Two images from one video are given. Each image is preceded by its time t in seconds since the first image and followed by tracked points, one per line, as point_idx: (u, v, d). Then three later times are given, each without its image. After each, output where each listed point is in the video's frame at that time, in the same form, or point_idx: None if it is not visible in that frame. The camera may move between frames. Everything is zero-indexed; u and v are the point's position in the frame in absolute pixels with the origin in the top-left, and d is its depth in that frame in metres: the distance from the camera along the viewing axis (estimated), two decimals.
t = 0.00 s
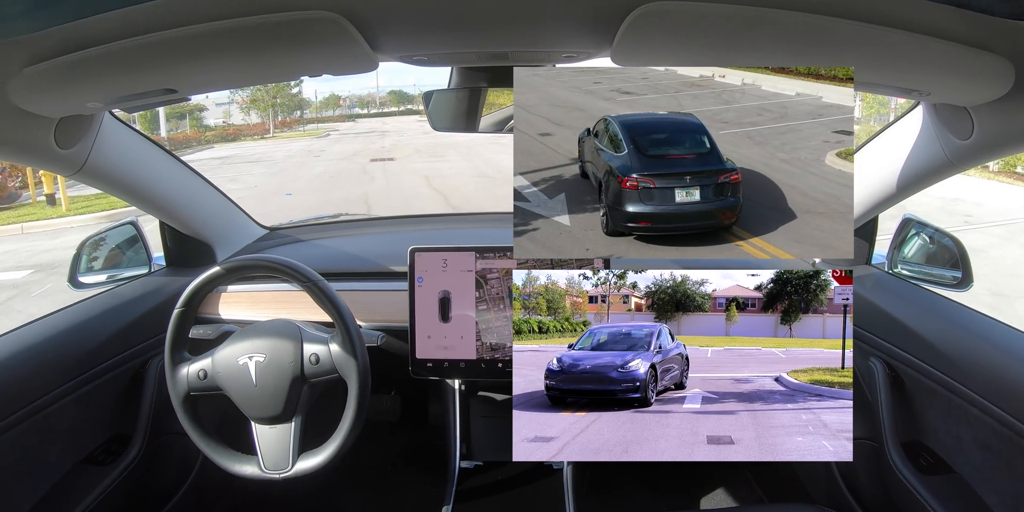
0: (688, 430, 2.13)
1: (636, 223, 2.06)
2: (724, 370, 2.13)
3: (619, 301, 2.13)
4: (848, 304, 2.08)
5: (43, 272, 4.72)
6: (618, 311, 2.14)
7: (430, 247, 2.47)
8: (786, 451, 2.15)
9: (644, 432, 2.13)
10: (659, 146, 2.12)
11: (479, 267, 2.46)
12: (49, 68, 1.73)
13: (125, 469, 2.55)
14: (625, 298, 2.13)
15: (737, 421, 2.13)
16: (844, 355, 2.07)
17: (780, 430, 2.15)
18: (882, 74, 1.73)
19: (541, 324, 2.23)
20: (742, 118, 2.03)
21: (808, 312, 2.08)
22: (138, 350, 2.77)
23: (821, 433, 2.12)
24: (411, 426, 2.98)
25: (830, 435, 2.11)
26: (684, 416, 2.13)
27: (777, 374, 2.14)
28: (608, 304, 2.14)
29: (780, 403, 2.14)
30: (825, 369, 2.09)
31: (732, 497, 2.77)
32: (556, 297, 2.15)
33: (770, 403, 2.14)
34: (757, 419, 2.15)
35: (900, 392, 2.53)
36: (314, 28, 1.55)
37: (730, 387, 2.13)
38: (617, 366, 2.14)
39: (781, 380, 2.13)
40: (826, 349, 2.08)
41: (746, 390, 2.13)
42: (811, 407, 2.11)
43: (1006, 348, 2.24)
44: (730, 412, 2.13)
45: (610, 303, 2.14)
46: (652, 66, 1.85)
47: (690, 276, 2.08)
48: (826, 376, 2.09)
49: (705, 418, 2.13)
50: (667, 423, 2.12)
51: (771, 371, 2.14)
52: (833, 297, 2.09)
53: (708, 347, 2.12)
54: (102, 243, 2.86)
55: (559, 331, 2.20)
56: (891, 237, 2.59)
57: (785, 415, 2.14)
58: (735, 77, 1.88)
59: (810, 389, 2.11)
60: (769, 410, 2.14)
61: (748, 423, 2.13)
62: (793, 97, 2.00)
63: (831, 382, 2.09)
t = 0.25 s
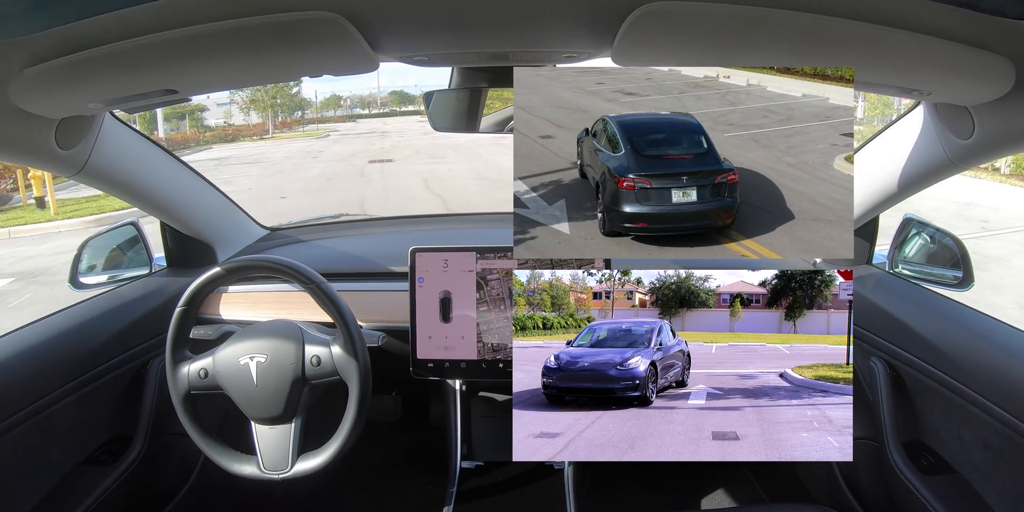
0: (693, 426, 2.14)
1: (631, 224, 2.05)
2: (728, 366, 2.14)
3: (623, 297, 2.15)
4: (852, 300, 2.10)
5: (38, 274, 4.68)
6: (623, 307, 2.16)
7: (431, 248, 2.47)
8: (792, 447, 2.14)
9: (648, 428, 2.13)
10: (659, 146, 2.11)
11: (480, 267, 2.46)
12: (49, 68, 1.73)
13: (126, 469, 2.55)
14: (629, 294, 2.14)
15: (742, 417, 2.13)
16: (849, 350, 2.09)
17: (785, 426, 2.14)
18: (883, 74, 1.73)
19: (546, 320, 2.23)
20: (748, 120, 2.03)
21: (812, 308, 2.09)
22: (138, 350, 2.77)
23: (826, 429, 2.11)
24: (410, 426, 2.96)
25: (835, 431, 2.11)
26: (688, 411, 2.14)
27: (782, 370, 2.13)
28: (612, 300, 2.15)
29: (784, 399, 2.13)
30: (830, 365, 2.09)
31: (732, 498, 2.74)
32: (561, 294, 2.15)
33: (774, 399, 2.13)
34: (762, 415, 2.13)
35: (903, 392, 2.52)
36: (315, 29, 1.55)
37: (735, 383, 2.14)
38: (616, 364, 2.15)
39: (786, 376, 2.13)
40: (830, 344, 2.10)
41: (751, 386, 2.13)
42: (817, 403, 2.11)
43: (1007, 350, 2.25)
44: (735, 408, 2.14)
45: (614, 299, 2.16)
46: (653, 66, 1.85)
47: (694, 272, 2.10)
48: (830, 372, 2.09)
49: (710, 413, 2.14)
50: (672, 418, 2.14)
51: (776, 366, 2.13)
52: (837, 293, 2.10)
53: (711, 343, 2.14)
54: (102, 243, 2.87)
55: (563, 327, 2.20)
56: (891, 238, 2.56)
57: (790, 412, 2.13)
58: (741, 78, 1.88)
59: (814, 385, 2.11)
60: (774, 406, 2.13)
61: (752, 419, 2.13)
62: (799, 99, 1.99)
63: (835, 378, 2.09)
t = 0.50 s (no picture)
0: (699, 421, 2.15)
1: (631, 223, 2.04)
2: (733, 362, 2.16)
3: (628, 293, 2.14)
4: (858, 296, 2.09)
5: (40, 274, 4.69)
6: (628, 303, 2.15)
7: (431, 248, 2.47)
8: (798, 443, 2.12)
9: (654, 423, 2.15)
10: (659, 146, 2.12)
11: (480, 267, 2.45)
12: (49, 68, 1.73)
13: (127, 469, 2.55)
14: (634, 290, 2.14)
15: (747, 413, 2.15)
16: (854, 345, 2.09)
17: (791, 421, 2.13)
18: (883, 74, 1.73)
19: (551, 317, 2.21)
20: (755, 122, 2.01)
21: (816, 303, 2.10)
22: (139, 350, 2.78)
23: (832, 424, 2.10)
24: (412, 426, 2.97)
25: (842, 427, 2.09)
26: (694, 407, 2.15)
27: (787, 365, 2.13)
28: (617, 296, 2.14)
29: (790, 394, 2.13)
30: (835, 361, 2.09)
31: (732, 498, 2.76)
32: (566, 290, 2.15)
33: (780, 395, 2.14)
34: (768, 411, 2.14)
35: (903, 392, 2.53)
36: (315, 29, 1.55)
37: (740, 378, 2.15)
38: (615, 361, 2.18)
39: (791, 371, 2.13)
40: (836, 340, 2.10)
41: (756, 381, 2.15)
42: (822, 398, 2.10)
43: (1007, 348, 2.24)
44: (740, 404, 2.15)
45: (619, 295, 2.14)
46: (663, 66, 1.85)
47: (698, 269, 2.10)
48: (836, 367, 2.09)
49: (715, 409, 2.15)
50: (677, 414, 2.16)
51: (781, 362, 2.14)
52: (842, 289, 2.10)
53: (716, 338, 2.17)
54: (102, 244, 2.87)
55: (568, 323, 2.20)
56: (892, 238, 2.55)
57: (796, 407, 2.12)
58: (748, 80, 1.91)
59: (821, 381, 2.10)
60: (780, 402, 2.14)
61: (758, 414, 2.14)
62: (807, 100, 1.99)
63: (841, 373, 2.09)
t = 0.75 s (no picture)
0: (706, 417, 2.13)
1: (631, 223, 2.06)
2: (741, 357, 2.13)
3: (634, 289, 2.11)
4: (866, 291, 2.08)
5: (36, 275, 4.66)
6: (634, 299, 2.12)
7: (432, 248, 2.48)
8: (807, 438, 2.12)
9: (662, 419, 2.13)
10: (659, 145, 2.11)
11: (480, 267, 2.44)
12: (50, 69, 1.73)
13: (128, 469, 2.55)
14: (640, 286, 2.11)
15: (755, 409, 2.12)
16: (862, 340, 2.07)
17: (799, 417, 2.12)
18: (883, 74, 1.73)
19: (557, 313, 2.18)
20: (762, 123, 2.01)
21: (824, 299, 2.09)
22: (138, 352, 2.77)
23: (840, 420, 2.10)
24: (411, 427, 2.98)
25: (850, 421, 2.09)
26: (701, 403, 2.12)
27: (795, 361, 2.12)
28: (623, 291, 2.12)
29: (798, 390, 2.11)
30: (844, 356, 2.07)
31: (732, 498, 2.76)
32: (572, 285, 2.13)
33: (788, 391, 2.12)
34: (776, 407, 2.12)
35: (904, 392, 2.51)
36: (317, 29, 1.55)
37: (748, 374, 2.12)
38: (616, 359, 2.16)
39: (799, 367, 2.12)
40: (843, 335, 2.08)
41: (764, 377, 2.12)
42: (830, 394, 2.10)
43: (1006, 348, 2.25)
44: (748, 399, 2.12)
45: (625, 291, 2.12)
46: (675, 65, 1.85)
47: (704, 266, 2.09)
48: (845, 363, 2.08)
49: (723, 405, 2.12)
50: (684, 410, 2.13)
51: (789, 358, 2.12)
52: (849, 284, 2.09)
53: (722, 334, 2.15)
54: (102, 244, 2.87)
55: (573, 319, 2.18)
56: (892, 237, 2.51)
57: (804, 403, 2.11)
58: (757, 79, 1.90)
59: (828, 377, 2.10)
60: (787, 398, 2.12)
61: (766, 410, 2.12)
62: (816, 101, 1.97)
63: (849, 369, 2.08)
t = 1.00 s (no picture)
0: (718, 413, 2.14)
1: (631, 223, 2.06)
2: (753, 353, 2.16)
3: (646, 285, 2.17)
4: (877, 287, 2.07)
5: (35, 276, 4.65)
6: (646, 295, 2.18)
7: (432, 248, 2.48)
8: (819, 434, 2.11)
9: (674, 415, 2.16)
10: (660, 145, 2.11)
11: (480, 267, 2.45)
12: (50, 69, 1.73)
13: (128, 469, 2.55)
14: (652, 282, 2.16)
15: (768, 405, 2.11)
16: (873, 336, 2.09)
17: (811, 413, 2.11)
18: (883, 74, 1.73)
19: (569, 310, 2.20)
20: (771, 126, 2.00)
21: (836, 295, 2.11)
22: (139, 352, 2.77)
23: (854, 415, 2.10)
24: (411, 427, 2.98)
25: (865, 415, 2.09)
26: (713, 399, 2.14)
27: (806, 357, 2.13)
28: (635, 288, 2.17)
29: (810, 386, 2.12)
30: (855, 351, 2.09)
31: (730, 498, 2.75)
32: (584, 282, 2.16)
33: (800, 387, 2.12)
34: (788, 403, 2.11)
35: (904, 392, 2.51)
36: (318, 30, 1.55)
37: (760, 370, 2.14)
38: (621, 356, 2.19)
39: (810, 363, 2.13)
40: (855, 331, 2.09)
41: (776, 373, 2.13)
42: (843, 390, 2.09)
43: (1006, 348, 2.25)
44: (760, 395, 2.12)
45: (637, 287, 2.17)
46: (686, 65, 1.86)
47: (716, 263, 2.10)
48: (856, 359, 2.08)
49: (735, 401, 2.13)
50: (696, 406, 2.15)
51: (801, 354, 2.14)
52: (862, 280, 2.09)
53: (734, 329, 2.19)
54: (103, 244, 2.88)
55: (581, 315, 2.22)
56: (892, 237, 2.54)
57: (816, 399, 2.11)
58: (765, 79, 1.90)
59: (841, 373, 2.09)
60: (799, 393, 2.11)
61: (778, 406, 2.11)
62: (816, 101, 1.97)
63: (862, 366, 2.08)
